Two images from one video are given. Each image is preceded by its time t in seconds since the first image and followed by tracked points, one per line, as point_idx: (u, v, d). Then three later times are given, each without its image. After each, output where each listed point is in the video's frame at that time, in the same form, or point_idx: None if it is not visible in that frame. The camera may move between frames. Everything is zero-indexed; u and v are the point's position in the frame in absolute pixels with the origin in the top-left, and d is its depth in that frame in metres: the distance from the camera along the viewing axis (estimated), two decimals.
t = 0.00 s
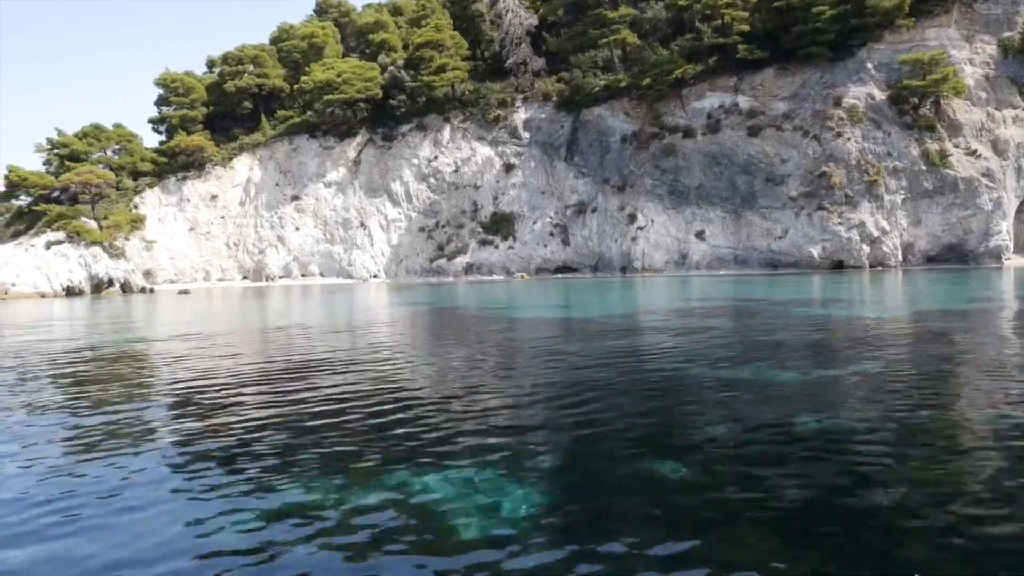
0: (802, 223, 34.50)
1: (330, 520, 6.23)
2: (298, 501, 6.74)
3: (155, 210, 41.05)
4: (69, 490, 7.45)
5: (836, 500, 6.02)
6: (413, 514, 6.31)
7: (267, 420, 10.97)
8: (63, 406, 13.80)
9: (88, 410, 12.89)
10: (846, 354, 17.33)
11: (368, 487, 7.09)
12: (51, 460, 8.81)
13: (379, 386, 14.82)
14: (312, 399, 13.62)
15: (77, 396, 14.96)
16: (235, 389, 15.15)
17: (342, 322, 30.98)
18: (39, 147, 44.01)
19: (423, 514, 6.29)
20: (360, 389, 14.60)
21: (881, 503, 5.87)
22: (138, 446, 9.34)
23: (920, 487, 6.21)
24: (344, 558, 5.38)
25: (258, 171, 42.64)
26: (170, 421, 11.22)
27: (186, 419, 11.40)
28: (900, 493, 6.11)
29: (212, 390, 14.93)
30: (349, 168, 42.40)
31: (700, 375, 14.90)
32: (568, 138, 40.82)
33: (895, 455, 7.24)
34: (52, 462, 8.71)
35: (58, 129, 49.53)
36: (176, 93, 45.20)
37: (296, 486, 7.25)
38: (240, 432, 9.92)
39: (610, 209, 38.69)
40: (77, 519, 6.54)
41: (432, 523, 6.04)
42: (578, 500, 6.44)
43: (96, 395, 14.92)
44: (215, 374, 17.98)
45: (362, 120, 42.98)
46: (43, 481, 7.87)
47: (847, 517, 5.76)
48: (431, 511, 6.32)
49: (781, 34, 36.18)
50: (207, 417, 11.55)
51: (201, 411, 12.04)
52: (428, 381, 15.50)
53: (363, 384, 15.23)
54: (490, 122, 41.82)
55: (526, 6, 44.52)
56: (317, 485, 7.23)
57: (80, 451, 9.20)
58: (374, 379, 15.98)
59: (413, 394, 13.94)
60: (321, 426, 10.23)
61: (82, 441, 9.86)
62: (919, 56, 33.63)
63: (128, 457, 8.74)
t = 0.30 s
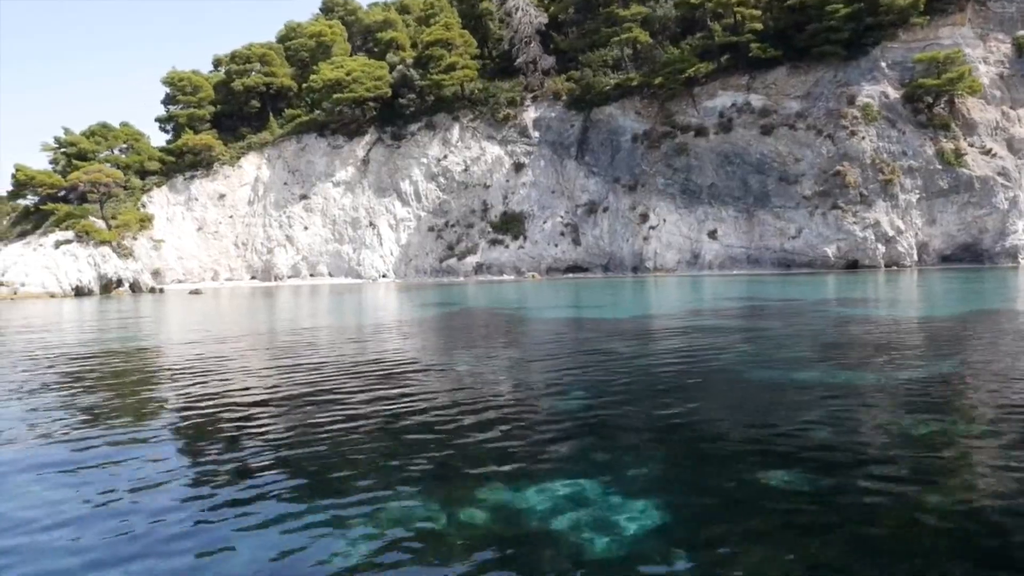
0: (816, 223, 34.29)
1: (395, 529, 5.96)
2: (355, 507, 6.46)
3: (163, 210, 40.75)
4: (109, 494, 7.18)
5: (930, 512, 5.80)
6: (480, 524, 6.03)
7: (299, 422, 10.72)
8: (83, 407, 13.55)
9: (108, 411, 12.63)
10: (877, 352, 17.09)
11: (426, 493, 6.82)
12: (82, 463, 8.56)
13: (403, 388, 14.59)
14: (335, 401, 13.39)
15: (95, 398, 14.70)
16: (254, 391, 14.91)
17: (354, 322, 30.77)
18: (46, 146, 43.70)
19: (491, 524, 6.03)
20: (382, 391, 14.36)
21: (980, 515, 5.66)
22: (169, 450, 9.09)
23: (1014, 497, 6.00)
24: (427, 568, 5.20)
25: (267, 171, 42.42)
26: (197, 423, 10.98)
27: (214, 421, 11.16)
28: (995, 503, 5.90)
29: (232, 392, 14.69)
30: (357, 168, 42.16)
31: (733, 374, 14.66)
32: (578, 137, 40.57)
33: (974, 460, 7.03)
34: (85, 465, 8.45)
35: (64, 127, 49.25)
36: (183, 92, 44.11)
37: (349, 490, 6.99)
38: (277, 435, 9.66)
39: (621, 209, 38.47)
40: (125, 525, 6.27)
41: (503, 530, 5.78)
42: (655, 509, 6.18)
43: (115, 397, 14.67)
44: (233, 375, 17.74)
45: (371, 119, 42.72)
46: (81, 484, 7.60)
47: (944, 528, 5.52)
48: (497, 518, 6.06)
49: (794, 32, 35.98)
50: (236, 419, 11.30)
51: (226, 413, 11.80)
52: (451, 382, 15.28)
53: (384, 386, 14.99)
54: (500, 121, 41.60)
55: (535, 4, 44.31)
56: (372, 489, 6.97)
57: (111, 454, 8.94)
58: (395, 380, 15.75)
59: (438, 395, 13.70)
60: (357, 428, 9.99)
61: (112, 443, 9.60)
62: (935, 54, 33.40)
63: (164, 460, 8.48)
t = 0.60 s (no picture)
0: (829, 222, 34.10)
1: (459, 540, 5.72)
2: (412, 516, 6.21)
3: (170, 209, 40.52)
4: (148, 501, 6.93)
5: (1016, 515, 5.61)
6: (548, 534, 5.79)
7: (327, 422, 10.50)
8: (98, 407, 13.32)
9: (124, 411, 12.38)
10: (905, 354, 16.85)
11: (482, 499, 6.59)
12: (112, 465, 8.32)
13: (424, 388, 14.38)
14: (357, 401, 13.17)
15: (109, 398, 14.46)
16: (271, 391, 14.69)
17: (365, 322, 30.56)
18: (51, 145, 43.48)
19: (560, 534, 5.78)
20: (402, 391, 14.15)
21: None
22: (203, 451, 8.90)
23: None
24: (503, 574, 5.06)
25: (273, 170, 42.17)
26: (221, 423, 10.75)
27: (238, 421, 10.94)
28: None
29: (248, 392, 14.46)
30: (365, 167, 41.96)
31: (762, 375, 14.44)
32: (587, 136, 40.35)
33: None
34: (116, 467, 8.21)
35: (70, 127, 49.07)
36: (189, 90, 43.98)
37: (401, 496, 6.75)
38: (312, 437, 9.44)
39: (631, 208, 38.25)
40: (172, 536, 6.01)
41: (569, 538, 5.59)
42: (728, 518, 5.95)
43: (130, 397, 14.44)
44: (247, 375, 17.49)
45: (379, 118, 42.53)
46: (116, 489, 7.35)
47: None
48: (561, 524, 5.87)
49: (805, 31, 35.85)
50: (261, 419, 11.08)
51: (248, 413, 11.57)
52: (472, 381, 15.07)
53: (404, 386, 14.78)
54: (508, 120, 41.40)
55: (544, 3, 44.17)
56: (425, 496, 6.73)
57: (140, 457, 8.70)
58: (413, 380, 15.54)
59: (461, 396, 13.49)
60: (390, 429, 9.78)
61: (138, 445, 9.37)
62: (948, 53, 33.21)
63: (197, 463, 8.24)
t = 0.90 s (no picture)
0: (843, 221, 33.92)
1: (534, 543, 5.46)
2: (480, 518, 5.97)
3: (178, 208, 40.26)
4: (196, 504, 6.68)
5: None
6: (626, 537, 5.54)
7: (363, 423, 10.26)
8: (120, 407, 13.06)
9: (148, 412, 12.13)
10: (937, 352, 16.62)
11: (549, 501, 6.34)
12: (149, 468, 8.07)
13: (449, 388, 14.14)
14: (383, 401, 12.94)
15: (128, 398, 14.20)
16: (294, 391, 14.44)
17: (378, 322, 30.32)
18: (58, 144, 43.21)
19: (640, 537, 5.53)
20: (428, 391, 13.90)
21: None
22: (248, 451, 8.72)
23: None
24: None
25: (282, 170, 41.92)
26: (251, 425, 10.49)
27: (269, 422, 10.69)
28: None
29: (270, 393, 14.20)
30: (374, 166, 41.72)
31: (797, 374, 14.20)
32: (597, 135, 40.10)
33: None
34: (155, 471, 7.96)
35: (77, 126, 48.86)
36: (196, 89, 43.48)
37: (465, 494, 6.58)
38: (353, 438, 9.19)
39: (642, 208, 38.02)
40: (231, 541, 5.76)
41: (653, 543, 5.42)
42: (813, 518, 5.69)
43: (150, 397, 14.20)
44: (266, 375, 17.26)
45: (387, 117, 42.31)
46: (159, 493, 7.10)
47: None
48: (642, 526, 5.70)
49: (818, 29, 35.64)
50: (293, 420, 10.82)
51: (277, 414, 11.32)
52: (497, 381, 14.83)
53: (429, 386, 14.54)
54: (518, 119, 41.15)
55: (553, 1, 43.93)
56: (488, 497, 6.48)
57: (176, 459, 8.45)
58: (435, 380, 15.30)
59: (491, 396, 13.25)
60: (430, 430, 9.54)
61: (171, 447, 9.12)
62: (962, 51, 32.86)
63: (238, 466, 7.99)
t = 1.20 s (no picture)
0: (856, 221, 33.75)
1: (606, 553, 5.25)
2: (543, 525, 5.77)
3: (184, 208, 40.01)
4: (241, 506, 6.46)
5: None
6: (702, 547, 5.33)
7: (395, 425, 10.04)
8: (137, 408, 12.83)
9: (168, 412, 11.91)
10: (966, 353, 16.43)
11: (612, 508, 6.14)
12: (183, 470, 7.84)
13: (473, 389, 13.92)
14: (405, 403, 12.74)
15: (145, 399, 13.99)
16: (313, 392, 14.22)
17: (390, 322, 30.11)
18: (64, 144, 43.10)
19: (716, 548, 5.32)
20: (450, 392, 13.68)
21: None
22: (288, 452, 8.52)
23: None
24: None
25: (289, 169, 41.71)
26: (278, 425, 10.28)
27: (297, 423, 10.47)
28: None
29: (289, 394, 13.99)
30: (382, 165, 41.54)
31: (829, 374, 14.01)
32: (606, 134, 39.91)
33: None
34: (190, 472, 7.74)
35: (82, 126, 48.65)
36: (203, 88, 43.19)
37: (530, 499, 6.39)
38: (391, 440, 8.97)
39: (653, 207, 37.83)
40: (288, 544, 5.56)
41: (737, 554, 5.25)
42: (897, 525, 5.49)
43: (168, 398, 13.97)
44: (284, 375, 17.04)
45: (395, 116, 42.13)
46: (200, 494, 6.89)
47: None
48: (722, 535, 5.52)
49: (829, 28, 35.50)
50: (321, 421, 10.60)
51: (303, 415, 11.10)
52: (520, 381, 14.62)
53: (451, 387, 14.33)
54: (527, 118, 40.96)
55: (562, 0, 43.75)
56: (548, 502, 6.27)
57: (210, 460, 8.24)
58: (456, 381, 15.10)
59: (519, 396, 13.05)
60: (467, 431, 9.32)
61: (201, 449, 8.88)
62: (976, 50, 32.76)
63: (277, 468, 7.77)
